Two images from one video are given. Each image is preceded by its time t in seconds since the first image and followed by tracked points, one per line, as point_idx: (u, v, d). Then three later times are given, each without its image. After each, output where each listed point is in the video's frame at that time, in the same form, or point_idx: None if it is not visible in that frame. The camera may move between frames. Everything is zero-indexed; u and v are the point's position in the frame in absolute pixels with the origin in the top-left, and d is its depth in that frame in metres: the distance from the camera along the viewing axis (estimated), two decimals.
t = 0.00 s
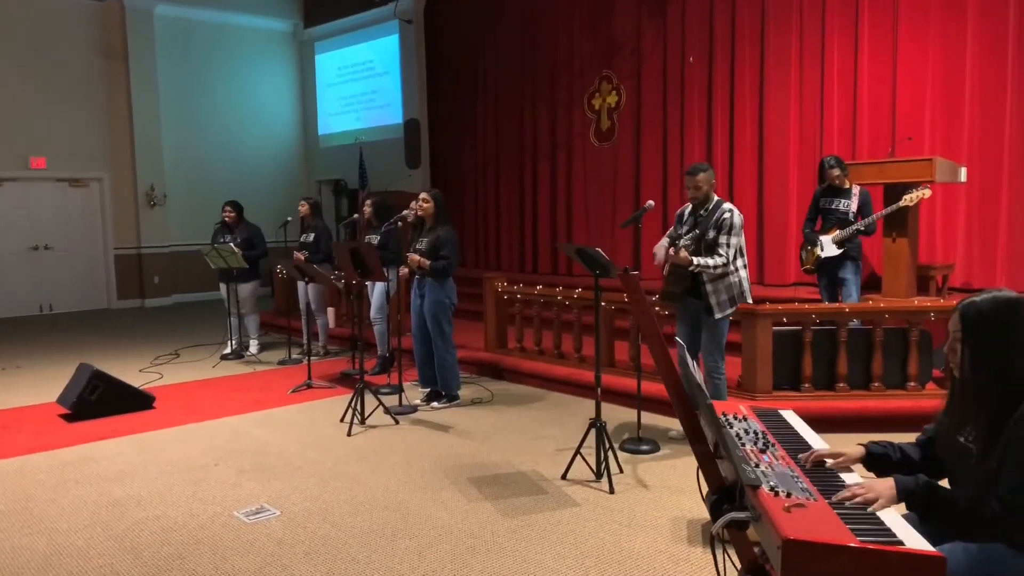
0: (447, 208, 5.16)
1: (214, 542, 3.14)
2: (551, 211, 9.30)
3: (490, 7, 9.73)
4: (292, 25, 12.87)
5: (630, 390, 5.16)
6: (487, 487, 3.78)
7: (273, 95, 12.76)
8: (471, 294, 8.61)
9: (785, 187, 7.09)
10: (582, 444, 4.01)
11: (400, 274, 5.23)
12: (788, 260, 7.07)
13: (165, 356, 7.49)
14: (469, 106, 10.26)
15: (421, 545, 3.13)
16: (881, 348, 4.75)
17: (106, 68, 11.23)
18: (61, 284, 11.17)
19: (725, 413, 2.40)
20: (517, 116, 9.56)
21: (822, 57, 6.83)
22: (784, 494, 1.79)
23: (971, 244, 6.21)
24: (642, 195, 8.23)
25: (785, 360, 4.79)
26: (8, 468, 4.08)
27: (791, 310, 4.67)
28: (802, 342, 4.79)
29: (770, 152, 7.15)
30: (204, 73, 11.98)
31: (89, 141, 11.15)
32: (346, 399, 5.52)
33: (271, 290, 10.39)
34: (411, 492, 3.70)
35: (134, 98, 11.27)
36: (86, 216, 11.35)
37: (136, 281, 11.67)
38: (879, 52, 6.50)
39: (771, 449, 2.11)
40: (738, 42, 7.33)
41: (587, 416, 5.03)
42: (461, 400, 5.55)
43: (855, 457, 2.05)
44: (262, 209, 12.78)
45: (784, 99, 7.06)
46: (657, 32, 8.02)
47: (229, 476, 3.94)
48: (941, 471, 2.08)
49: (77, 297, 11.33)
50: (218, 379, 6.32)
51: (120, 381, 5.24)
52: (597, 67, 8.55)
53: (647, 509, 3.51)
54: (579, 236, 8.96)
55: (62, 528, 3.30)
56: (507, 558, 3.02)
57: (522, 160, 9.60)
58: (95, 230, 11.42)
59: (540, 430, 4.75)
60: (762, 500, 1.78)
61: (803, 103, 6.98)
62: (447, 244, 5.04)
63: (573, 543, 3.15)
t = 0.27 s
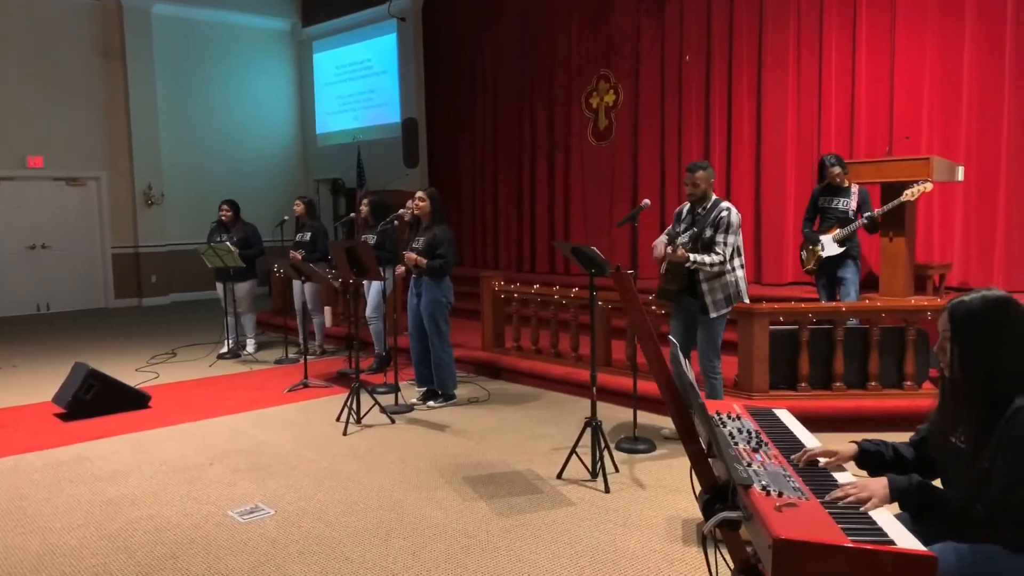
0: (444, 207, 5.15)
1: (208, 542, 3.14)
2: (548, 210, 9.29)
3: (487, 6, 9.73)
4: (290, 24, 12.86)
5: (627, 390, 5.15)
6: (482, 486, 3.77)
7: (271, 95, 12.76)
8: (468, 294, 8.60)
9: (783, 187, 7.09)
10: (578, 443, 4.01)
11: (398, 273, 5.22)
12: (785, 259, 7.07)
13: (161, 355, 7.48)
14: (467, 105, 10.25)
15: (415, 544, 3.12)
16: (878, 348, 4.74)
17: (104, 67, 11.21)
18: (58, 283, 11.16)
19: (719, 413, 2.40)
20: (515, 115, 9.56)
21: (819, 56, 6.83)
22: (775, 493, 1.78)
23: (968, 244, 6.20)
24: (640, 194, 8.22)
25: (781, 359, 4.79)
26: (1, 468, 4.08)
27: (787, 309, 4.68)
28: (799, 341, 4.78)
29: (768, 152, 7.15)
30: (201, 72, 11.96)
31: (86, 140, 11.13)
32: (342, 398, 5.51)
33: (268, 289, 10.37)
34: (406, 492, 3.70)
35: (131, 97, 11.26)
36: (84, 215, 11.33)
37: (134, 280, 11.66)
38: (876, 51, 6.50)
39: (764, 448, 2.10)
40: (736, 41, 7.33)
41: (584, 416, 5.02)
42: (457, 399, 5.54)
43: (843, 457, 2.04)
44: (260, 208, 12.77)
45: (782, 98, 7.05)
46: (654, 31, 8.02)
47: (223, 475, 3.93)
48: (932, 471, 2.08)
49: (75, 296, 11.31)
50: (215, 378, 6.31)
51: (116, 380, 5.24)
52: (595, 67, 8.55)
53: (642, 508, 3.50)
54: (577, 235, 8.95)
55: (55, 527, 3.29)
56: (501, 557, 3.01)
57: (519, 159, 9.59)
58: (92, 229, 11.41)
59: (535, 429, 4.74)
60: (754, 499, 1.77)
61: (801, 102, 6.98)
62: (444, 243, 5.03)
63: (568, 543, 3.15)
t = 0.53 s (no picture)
0: (442, 207, 5.14)
1: (205, 541, 3.14)
2: (548, 209, 9.29)
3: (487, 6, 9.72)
4: (289, 24, 12.85)
5: (626, 389, 5.15)
6: (480, 486, 3.77)
7: (270, 95, 12.75)
8: (467, 294, 8.60)
9: (782, 188, 7.09)
10: (576, 443, 4.01)
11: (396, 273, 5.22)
12: (784, 259, 7.07)
13: (160, 354, 7.48)
14: (466, 105, 10.25)
15: (413, 544, 3.12)
16: (876, 347, 4.74)
17: (103, 66, 11.21)
18: (57, 283, 11.16)
19: (715, 412, 2.39)
20: (514, 115, 9.56)
21: (818, 55, 6.82)
22: (772, 493, 1.78)
23: (967, 244, 6.20)
24: (639, 194, 8.22)
25: (780, 359, 4.78)
26: None
27: (785, 309, 4.68)
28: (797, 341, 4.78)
29: (767, 152, 7.15)
30: (200, 71, 11.95)
31: (86, 140, 11.13)
32: (340, 398, 5.51)
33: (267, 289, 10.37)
34: (404, 491, 3.69)
35: (130, 96, 11.25)
36: (83, 215, 11.33)
37: (133, 280, 11.65)
38: (875, 51, 6.50)
39: (760, 448, 2.10)
40: (735, 41, 7.32)
41: (582, 415, 5.02)
42: (456, 399, 5.54)
43: (838, 458, 2.04)
44: (259, 208, 12.77)
45: (780, 98, 7.05)
46: (653, 31, 8.01)
47: (221, 475, 3.93)
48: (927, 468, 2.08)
49: (74, 296, 11.31)
50: (213, 378, 6.30)
51: (114, 380, 5.24)
52: (594, 66, 8.54)
53: (640, 508, 3.50)
54: (576, 235, 8.95)
55: (53, 527, 3.29)
56: (499, 557, 3.01)
57: (519, 159, 9.59)
58: (91, 229, 11.40)
59: (534, 429, 4.74)
60: (749, 499, 1.77)
61: (800, 102, 6.97)
62: (442, 243, 5.03)
63: (566, 542, 3.14)
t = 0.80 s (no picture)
0: (443, 206, 5.14)
1: (208, 540, 3.14)
2: (548, 209, 9.29)
3: (487, 6, 9.72)
4: (289, 24, 12.85)
5: (628, 389, 5.15)
6: (482, 485, 3.77)
7: (270, 94, 12.75)
8: (468, 294, 8.60)
9: (782, 187, 7.10)
10: (577, 443, 4.01)
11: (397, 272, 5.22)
12: (785, 258, 7.07)
13: (161, 354, 7.48)
14: (466, 105, 10.25)
15: (415, 543, 3.13)
16: (877, 347, 4.75)
17: (103, 66, 11.21)
18: (57, 282, 11.15)
19: (719, 412, 2.39)
20: (515, 115, 9.56)
21: (819, 55, 6.82)
22: (776, 492, 1.78)
23: (968, 243, 6.21)
24: (639, 194, 8.22)
25: (781, 358, 4.79)
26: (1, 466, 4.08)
27: (787, 309, 4.68)
28: (798, 341, 4.78)
29: (767, 152, 7.15)
30: (199, 71, 11.95)
31: (86, 139, 11.13)
32: (342, 397, 5.51)
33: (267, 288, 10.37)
34: (406, 490, 3.69)
35: (131, 96, 11.25)
36: (83, 214, 11.32)
37: (133, 279, 11.66)
38: (876, 51, 6.50)
39: (764, 446, 2.10)
40: (736, 41, 7.32)
41: (583, 415, 5.02)
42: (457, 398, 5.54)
43: (841, 457, 2.03)
44: (260, 207, 12.77)
45: (781, 98, 7.05)
46: (654, 31, 8.02)
47: (222, 474, 3.93)
48: (930, 466, 2.08)
49: (74, 295, 11.31)
50: (214, 377, 6.31)
51: (115, 380, 5.24)
52: (594, 66, 8.55)
53: (642, 507, 3.50)
54: (576, 235, 8.95)
55: (55, 526, 3.29)
56: (501, 556, 3.01)
57: (519, 158, 9.59)
58: (92, 229, 11.40)
59: (535, 428, 4.74)
60: (754, 498, 1.77)
61: (801, 101, 6.98)
62: (443, 243, 5.03)
63: (568, 542, 3.15)
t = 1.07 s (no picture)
0: (445, 207, 5.15)
1: (213, 540, 3.14)
2: (550, 208, 9.30)
3: (488, 6, 9.72)
4: (290, 24, 12.85)
5: (630, 389, 5.15)
6: (486, 486, 3.77)
7: (271, 95, 12.75)
8: (469, 294, 8.61)
9: (783, 188, 7.10)
10: (581, 443, 4.01)
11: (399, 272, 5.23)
12: (787, 258, 7.08)
13: (164, 354, 7.49)
14: (468, 105, 10.25)
15: (420, 543, 3.13)
16: (880, 347, 4.75)
17: (104, 66, 11.21)
18: (59, 282, 11.16)
19: (725, 412, 2.39)
20: (516, 115, 9.56)
21: (821, 55, 6.83)
22: (784, 492, 1.79)
23: (970, 244, 6.21)
24: (641, 194, 8.22)
25: (784, 359, 4.79)
26: (5, 466, 4.08)
27: (790, 309, 4.68)
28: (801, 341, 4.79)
29: (769, 153, 7.15)
30: (200, 71, 11.94)
31: (87, 139, 11.13)
32: (344, 397, 5.52)
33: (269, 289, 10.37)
34: (410, 491, 3.70)
35: (132, 96, 11.25)
36: (85, 214, 11.33)
37: (134, 279, 11.66)
38: (877, 51, 6.51)
39: (770, 447, 2.11)
40: (737, 42, 7.33)
41: (586, 415, 5.03)
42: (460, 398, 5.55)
43: (850, 458, 2.03)
44: (261, 207, 12.78)
45: (783, 98, 7.06)
46: (655, 31, 8.03)
47: (226, 474, 3.93)
48: (937, 467, 2.09)
49: (76, 296, 11.32)
50: (217, 377, 6.31)
51: (118, 380, 5.24)
52: (595, 67, 8.55)
53: (646, 507, 3.51)
54: (578, 235, 8.96)
55: (60, 526, 3.29)
56: (506, 556, 3.01)
57: (520, 158, 9.60)
58: (93, 229, 11.41)
59: (538, 429, 4.75)
60: (762, 498, 1.77)
61: (802, 102, 6.99)
62: (445, 243, 5.04)
63: (573, 542, 3.15)
